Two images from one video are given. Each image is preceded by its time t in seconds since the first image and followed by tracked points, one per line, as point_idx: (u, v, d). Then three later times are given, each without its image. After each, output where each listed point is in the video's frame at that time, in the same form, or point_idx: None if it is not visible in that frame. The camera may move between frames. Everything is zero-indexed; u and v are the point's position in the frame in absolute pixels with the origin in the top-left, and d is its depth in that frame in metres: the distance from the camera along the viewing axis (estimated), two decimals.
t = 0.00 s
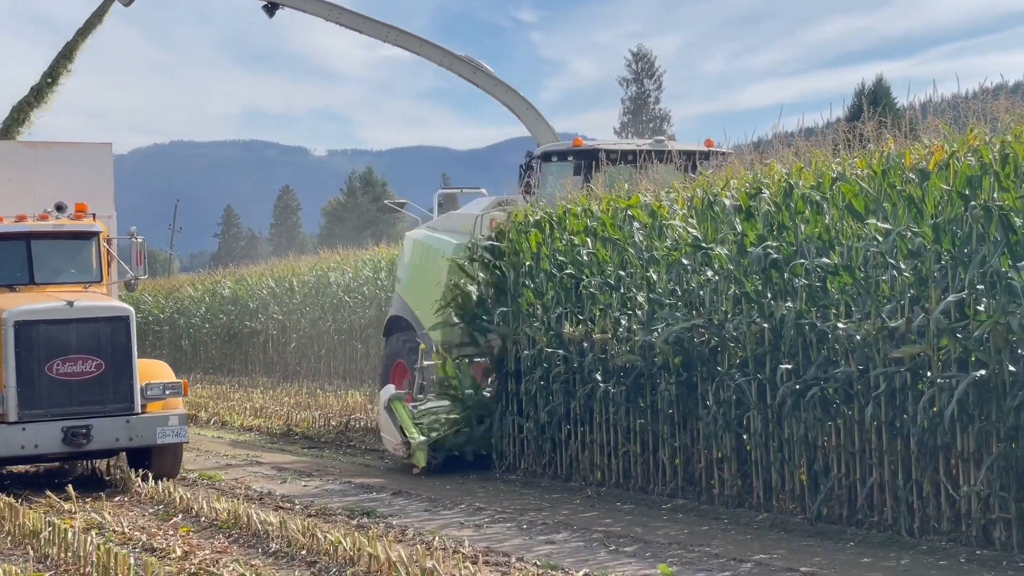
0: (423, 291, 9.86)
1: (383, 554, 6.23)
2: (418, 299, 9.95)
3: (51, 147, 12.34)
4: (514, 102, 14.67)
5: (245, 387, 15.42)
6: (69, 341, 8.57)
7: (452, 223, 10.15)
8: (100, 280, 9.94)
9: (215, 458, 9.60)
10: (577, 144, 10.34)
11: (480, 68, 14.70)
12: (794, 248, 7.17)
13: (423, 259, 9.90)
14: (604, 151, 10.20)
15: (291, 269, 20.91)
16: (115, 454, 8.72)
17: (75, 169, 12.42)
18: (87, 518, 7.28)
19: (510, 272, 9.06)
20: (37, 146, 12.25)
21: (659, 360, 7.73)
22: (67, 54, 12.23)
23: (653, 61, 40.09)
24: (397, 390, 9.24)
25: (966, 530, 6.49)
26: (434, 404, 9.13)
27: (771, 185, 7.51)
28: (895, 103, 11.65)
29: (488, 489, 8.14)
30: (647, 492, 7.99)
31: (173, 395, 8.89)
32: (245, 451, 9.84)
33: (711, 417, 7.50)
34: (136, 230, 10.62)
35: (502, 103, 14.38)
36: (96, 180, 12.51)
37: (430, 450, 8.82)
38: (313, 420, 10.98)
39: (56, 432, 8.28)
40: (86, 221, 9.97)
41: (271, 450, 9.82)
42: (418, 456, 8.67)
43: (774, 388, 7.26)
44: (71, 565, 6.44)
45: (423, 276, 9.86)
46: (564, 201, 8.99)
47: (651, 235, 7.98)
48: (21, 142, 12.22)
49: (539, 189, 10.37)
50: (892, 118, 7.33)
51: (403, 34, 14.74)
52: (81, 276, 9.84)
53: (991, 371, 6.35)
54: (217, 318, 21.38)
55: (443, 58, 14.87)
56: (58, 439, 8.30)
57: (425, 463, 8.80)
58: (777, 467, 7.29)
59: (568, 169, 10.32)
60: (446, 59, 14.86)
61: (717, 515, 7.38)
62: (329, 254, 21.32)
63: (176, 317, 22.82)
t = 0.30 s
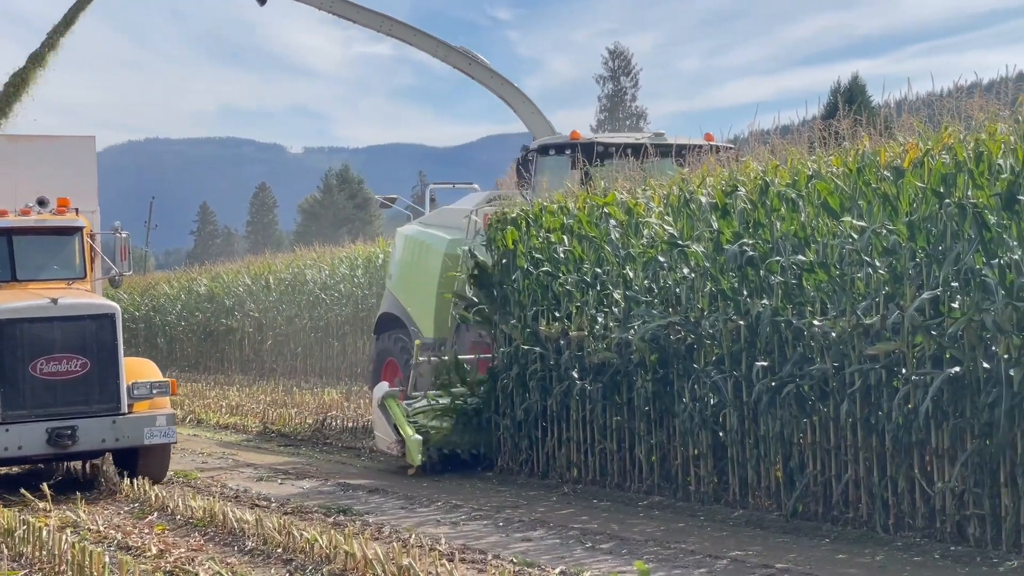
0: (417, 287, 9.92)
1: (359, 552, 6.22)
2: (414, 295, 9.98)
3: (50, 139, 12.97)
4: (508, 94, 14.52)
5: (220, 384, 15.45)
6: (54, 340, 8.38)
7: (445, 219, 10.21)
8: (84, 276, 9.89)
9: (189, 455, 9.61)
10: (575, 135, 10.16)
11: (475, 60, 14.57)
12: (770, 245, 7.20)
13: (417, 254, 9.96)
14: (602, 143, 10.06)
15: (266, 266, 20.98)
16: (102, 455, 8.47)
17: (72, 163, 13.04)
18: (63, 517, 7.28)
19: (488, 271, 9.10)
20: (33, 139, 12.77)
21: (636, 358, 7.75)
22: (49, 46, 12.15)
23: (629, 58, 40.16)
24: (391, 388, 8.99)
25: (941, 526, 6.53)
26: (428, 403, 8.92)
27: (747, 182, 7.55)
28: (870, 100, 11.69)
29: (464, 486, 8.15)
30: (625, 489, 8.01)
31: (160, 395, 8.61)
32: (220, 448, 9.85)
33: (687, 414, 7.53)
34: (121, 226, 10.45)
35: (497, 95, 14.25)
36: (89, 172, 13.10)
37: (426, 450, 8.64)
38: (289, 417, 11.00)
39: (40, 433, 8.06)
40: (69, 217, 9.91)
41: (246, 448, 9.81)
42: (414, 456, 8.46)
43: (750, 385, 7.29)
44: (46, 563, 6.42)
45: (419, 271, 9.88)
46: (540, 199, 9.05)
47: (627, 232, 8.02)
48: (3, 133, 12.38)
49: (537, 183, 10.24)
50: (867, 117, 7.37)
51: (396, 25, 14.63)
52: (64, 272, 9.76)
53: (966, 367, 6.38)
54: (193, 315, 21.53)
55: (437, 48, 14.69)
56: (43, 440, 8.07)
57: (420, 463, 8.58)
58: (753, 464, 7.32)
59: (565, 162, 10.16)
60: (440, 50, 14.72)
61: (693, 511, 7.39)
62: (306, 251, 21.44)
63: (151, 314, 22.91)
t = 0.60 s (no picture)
0: (406, 283, 9.72)
1: (333, 549, 6.20)
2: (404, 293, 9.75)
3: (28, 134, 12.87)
4: (498, 85, 14.47)
5: (195, 382, 15.49)
6: (38, 338, 8.17)
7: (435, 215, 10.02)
8: (68, 272, 9.74)
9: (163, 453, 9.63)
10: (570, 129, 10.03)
11: (466, 52, 14.54)
12: (744, 242, 7.23)
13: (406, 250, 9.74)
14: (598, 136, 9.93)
15: (241, 264, 21.12)
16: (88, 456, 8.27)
17: (50, 157, 12.92)
18: (36, 516, 7.27)
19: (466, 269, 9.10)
20: (11, 133, 12.70)
21: (610, 355, 7.79)
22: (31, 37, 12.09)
23: (605, 56, 40.29)
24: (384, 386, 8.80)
25: (913, 522, 6.57)
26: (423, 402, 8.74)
27: (721, 179, 7.59)
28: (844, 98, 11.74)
29: (438, 483, 8.17)
30: (599, 487, 8.04)
31: (147, 394, 8.39)
32: (194, 445, 9.87)
33: (662, 411, 7.56)
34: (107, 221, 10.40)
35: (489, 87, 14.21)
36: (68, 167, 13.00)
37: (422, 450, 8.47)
38: (263, 414, 11.04)
39: (23, 433, 7.85)
40: (53, 211, 9.79)
41: (219, 446, 9.81)
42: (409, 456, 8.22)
43: (724, 382, 7.32)
44: (18, 562, 6.40)
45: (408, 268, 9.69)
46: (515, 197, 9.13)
47: (601, 230, 8.07)
48: None
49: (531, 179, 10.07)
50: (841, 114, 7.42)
51: (387, 17, 14.59)
52: (47, 268, 9.63)
53: (938, 364, 6.40)
54: (168, 313, 21.68)
55: (428, 40, 14.63)
56: (26, 441, 7.86)
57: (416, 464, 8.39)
58: (727, 461, 7.35)
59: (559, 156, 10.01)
60: (430, 42, 14.66)
61: (667, 508, 7.42)
62: (282, 249, 21.59)
63: (125, 311, 23.01)
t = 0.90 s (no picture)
0: (395, 280, 9.56)
1: (305, 547, 6.18)
2: (393, 290, 9.57)
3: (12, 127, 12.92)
4: (490, 78, 14.42)
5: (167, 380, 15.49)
6: (21, 337, 8.06)
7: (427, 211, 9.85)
8: (51, 268, 9.65)
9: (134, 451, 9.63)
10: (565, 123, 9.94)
11: (457, 44, 14.48)
12: (716, 240, 7.25)
13: (398, 246, 9.58)
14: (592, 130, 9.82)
15: (213, 262, 21.17)
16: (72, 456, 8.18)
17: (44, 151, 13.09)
18: (6, 515, 7.25)
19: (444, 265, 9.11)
20: None
21: (583, 351, 7.84)
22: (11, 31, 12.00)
23: (578, 54, 40.31)
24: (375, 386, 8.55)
25: (883, 518, 6.59)
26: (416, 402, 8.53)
27: (692, 177, 7.63)
28: (815, 96, 11.81)
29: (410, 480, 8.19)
30: (572, 484, 8.07)
31: (132, 393, 8.32)
32: (165, 443, 9.87)
33: (634, 408, 7.58)
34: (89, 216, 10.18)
35: (480, 80, 14.16)
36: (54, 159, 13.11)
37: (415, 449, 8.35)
38: (234, 412, 11.07)
39: (6, 434, 7.75)
40: (34, 206, 9.74)
41: (192, 444, 9.79)
42: (402, 458, 7.99)
43: (696, 378, 7.34)
44: None
45: (398, 265, 9.52)
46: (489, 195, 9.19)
47: (574, 227, 8.11)
48: None
49: (524, 172, 9.93)
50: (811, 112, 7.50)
51: (376, 7, 14.52)
52: (29, 264, 9.55)
53: (908, 360, 6.43)
54: (139, 310, 21.71)
55: (418, 32, 14.55)
56: (10, 442, 7.76)
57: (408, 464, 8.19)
58: (699, 458, 7.36)
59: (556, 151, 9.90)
60: (421, 33, 14.58)
61: (639, 505, 7.43)
62: (254, 248, 21.66)
63: (96, 309, 23.01)
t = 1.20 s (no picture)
0: (382, 276, 9.55)
1: (274, 546, 6.15)
2: (382, 286, 9.56)
3: None
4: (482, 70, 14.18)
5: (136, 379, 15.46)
6: (2, 336, 7.85)
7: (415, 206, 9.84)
8: (29, 265, 9.57)
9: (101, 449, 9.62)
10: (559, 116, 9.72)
11: (449, 34, 14.15)
12: (686, 237, 7.27)
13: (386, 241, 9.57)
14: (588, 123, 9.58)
15: (183, 260, 21.17)
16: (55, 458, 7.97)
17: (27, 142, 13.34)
18: None
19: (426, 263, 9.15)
20: None
21: (554, 349, 7.91)
22: None
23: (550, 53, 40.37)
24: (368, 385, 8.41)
25: (852, 515, 6.62)
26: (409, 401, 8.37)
27: (662, 175, 7.63)
28: (785, 94, 11.86)
29: (380, 478, 8.19)
30: (542, 482, 8.11)
31: (117, 393, 8.12)
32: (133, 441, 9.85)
33: (604, 405, 7.64)
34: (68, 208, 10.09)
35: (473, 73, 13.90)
36: (36, 155, 13.19)
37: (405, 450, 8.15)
38: (203, 411, 11.09)
39: None
40: (13, 201, 9.64)
41: (160, 442, 9.79)
42: (393, 458, 7.81)
43: (666, 376, 7.36)
44: None
45: (386, 261, 9.51)
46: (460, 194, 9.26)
47: (545, 224, 8.17)
48: None
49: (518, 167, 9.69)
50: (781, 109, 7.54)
51: None
52: (8, 261, 9.46)
53: (878, 357, 6.45)
54: (106, 309, 21.71)
55: (409, 22, 14.20)
56: None
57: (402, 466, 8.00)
58: (670, 455, 7.39)
59: (550, 144, 9.66)
60: (412, 23, 14.22)
61: (610, 502, 7.46)
62: (223, 246, 21.68)
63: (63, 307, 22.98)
